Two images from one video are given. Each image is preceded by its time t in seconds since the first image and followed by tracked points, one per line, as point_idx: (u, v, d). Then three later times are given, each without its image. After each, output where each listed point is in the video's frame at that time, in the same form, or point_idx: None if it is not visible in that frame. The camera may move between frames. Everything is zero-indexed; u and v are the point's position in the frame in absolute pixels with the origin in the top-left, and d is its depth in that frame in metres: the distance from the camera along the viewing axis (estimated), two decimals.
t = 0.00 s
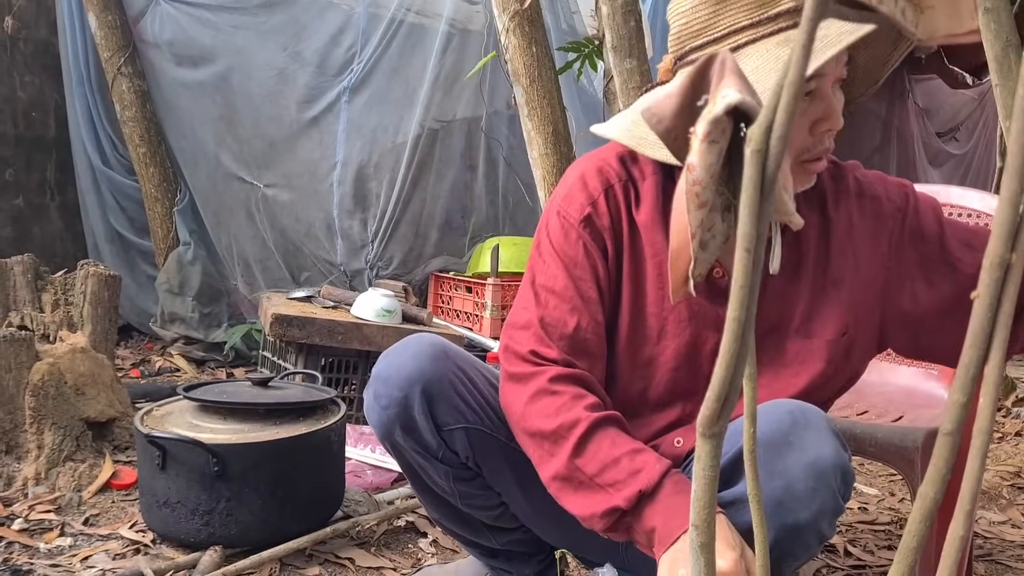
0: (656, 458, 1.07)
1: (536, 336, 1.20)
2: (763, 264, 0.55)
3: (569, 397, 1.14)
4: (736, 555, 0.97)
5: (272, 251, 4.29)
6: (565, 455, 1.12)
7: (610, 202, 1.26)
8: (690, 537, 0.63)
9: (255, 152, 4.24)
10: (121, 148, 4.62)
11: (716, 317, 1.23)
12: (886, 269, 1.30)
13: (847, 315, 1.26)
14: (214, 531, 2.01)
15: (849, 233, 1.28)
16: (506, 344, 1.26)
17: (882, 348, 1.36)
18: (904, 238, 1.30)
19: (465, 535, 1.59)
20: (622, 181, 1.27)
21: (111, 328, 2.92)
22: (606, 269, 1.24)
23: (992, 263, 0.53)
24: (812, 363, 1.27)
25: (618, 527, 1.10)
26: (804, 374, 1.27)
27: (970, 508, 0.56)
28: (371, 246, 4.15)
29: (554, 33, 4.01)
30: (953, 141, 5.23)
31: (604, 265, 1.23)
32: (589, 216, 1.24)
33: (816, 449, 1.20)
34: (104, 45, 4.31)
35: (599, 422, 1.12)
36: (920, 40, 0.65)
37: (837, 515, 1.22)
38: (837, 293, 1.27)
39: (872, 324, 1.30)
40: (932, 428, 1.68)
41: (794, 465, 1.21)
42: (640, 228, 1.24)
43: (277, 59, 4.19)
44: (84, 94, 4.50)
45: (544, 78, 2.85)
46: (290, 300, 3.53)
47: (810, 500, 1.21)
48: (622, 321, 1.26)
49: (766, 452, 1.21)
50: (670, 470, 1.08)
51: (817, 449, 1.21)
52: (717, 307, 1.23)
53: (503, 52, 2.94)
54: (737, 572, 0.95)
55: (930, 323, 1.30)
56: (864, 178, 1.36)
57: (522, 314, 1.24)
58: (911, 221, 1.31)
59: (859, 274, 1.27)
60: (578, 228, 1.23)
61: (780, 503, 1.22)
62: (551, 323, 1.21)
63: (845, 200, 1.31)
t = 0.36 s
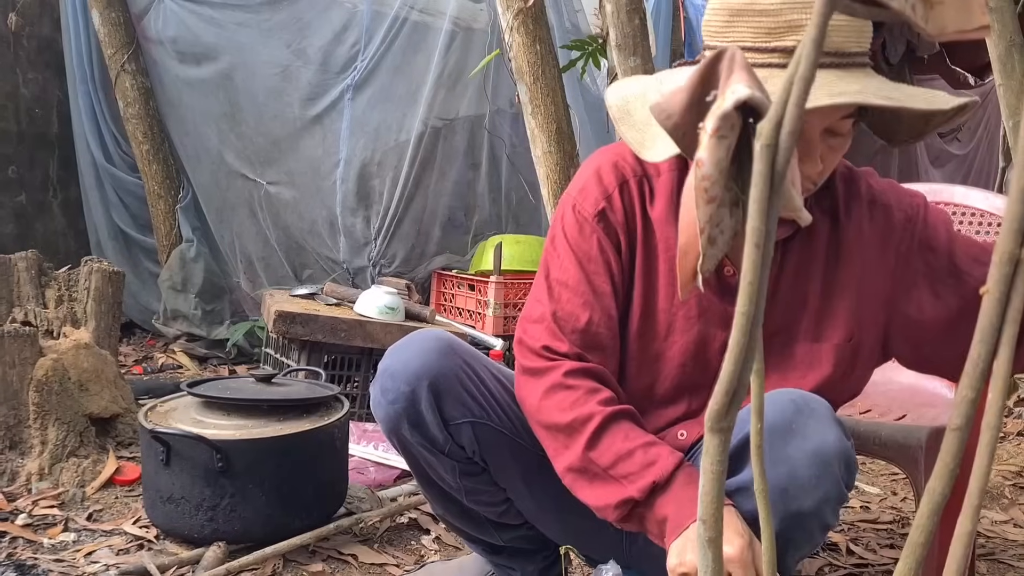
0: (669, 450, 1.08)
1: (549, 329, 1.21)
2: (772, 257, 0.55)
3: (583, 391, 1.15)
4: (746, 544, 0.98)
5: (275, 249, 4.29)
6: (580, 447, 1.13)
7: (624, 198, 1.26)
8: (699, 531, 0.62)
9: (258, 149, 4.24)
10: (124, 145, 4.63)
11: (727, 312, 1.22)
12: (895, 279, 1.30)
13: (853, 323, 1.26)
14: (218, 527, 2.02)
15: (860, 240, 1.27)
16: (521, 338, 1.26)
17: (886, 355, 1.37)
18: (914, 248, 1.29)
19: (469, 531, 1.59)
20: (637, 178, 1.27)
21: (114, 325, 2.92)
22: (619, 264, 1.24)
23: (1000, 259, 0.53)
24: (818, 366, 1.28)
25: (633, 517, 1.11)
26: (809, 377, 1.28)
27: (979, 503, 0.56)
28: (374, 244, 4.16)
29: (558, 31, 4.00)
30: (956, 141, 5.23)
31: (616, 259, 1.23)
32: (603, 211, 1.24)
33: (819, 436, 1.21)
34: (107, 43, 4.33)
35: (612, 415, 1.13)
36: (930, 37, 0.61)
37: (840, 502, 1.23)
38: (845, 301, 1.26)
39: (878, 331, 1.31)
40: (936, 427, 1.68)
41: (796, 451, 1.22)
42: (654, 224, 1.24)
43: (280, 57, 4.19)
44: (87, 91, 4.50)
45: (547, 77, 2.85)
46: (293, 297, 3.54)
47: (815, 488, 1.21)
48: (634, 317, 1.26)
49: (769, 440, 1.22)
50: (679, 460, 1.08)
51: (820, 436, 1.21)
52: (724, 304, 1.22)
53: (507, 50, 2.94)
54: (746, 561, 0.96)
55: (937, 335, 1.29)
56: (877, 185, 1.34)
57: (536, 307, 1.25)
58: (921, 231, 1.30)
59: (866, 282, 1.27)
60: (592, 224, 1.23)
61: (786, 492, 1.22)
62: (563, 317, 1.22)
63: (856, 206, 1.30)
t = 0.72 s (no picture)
0: (665, 454, 1.08)
1: (556, 331, 1.21)
2: (776, 258, 0.55)
3: (586, 393, 1.15)
4: (736, 544, 0.98)
5: (277, 248, 4.30)
6: (577, 448, 1.14)
7: (640, 201, 1.26)
8: (700, 532, 0.62)
9: (261, 149, 4.25)
10: (127, 145, 4.64)
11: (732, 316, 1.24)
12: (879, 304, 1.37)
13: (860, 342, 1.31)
14: (220, 526, 2.02)
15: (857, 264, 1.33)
16: (527, 338, 1.27)
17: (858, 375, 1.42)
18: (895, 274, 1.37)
19: (476, 536, 1.59)
20: (654, 181, 1.27)
21: (117, 324, 2.93)
22: (631, 266, 1.24)
23: (1004, 262, 0.53)
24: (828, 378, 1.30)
25: (623, 517, 1.11)
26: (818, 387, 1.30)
27: (981, 504, 0.56)
28: (376, 243, 4.16)
29: (560, 31, 3.99)
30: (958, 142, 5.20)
31: (628, 263, 1.24)
32: (617, 213, 1.24)
33: (824, 425, 1.20)
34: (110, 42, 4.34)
35: (613, 417, 1.13)
36: (934, 39, 0.60)
37: (845, 491, 1.22)
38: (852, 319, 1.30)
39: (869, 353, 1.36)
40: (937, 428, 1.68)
41: (801, 439, 1.22)
42: (669, 228, 1.25)
43: (282, 56, 4.19)
44: (90, 90, 4.51)
45: (550, 77, 2.84)
46: (295, 297, 3.54)
47: (819, 474, 1.21)
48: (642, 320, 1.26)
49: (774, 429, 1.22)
50: (675, 464, 1.08)
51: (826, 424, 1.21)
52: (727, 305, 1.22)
53: (510, 50, 2.94)
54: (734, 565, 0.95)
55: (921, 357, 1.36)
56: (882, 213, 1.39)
57: (543, 309, 1.25)
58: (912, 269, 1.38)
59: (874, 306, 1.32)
60: (606, 227, 1.23)
61: (790, 479, 1.22)
62: (570, 319, 1.22)
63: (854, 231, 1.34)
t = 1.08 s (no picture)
0: (667, 454, 1.08)
1: (556, 330, 1.21)
2: (777, 257, 0.55)
3: (587, 393, 1.15)
4: (739, 548, 0.97)
5: (278, 247, 4.29)
6: (578, 447, 1.13)
7: (638, 202, 1.26)
8: (700, 532, 0.62)
9: (261, 148, 4.24)
10: (127, 143, 4.64)
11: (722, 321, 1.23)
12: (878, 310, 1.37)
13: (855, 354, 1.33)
14: (220, 525, 2.02)
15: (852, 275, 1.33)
16: (528, 337, 1.27)
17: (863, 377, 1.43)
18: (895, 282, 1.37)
19: (475, 534, 1.58)
20: (652, 182, 1.27)
21: (117, 323, 2.93)
22: (630, 266, 1.24)
23: (1004, 262, 0.52)
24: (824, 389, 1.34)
25: (625, 517, 1.10)
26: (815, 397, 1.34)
27: (983, 504, 0.55)
28: (376, 242, 4.16)
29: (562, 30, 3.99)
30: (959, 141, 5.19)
31: (627, 262, 1.23)
32: (616, 213, 1.24)
33: (817, 423, 1.20)
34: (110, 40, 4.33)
35: (613, 418, 1.13)
36: (934, 38, 0.59)
37: (838, 489, 1.22)
38: (848, 330, 1.32)
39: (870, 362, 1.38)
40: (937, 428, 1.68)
41: (794, 438, 1.22)
42: (667, 229, 1.24)
43: (283, 55, 4.19)
44: (91, 88, 4.50)
45: (551, 75, 2.84)
46: (295, 296, 3.54)
47: (813, 472, 1.21)
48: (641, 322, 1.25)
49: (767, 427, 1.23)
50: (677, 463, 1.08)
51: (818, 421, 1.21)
52: (727, 304, 1.22)
53: (511, 49, 2.93)
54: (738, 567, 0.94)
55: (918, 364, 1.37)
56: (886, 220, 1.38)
57: (544, 307, 1.25)
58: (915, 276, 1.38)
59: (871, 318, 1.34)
60: (606, 227, 1.23)
61: (783, 478, 1.22)
62: (572, 318, 1.22)
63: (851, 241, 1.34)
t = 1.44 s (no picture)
0: (667, 456, 1.08)
1: (554, 335, 1.22)
2: (777, 258, 0.55)
3: (586, 397, 1.16)
4: (741, 551, 0.97)
5: (278, 247, 4.29)
6: (579, 452, 1.14)
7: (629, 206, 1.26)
8: (702, 531, 0.62)
9: (261, 147, 4.25)
10: (128, 143, 4.64)
11: (718, 323, 1.23)
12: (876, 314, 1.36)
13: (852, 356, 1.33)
14: (220, 524, 2.02)
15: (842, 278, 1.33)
16: (528, 340, 1.28)
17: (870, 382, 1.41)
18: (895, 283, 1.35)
19: (476, 534, 1.59)
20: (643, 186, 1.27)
21: (117, 322, 2.93)
22: (623, 269, 1.24)
23: (1006, 261, 0.52)
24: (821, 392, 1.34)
25: (627, 522, 1.10)
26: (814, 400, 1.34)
27: (983, 504, 0.56)
28: (376, 242, 4.16)
29: (562, 30, 3.99)
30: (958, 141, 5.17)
31: (620, 265, 1.24)
32: (606, 217, 1.25)
33: (816, 420, 1.20)
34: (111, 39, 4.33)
35: (613, 421, 1.13)
36: (936, 38, 0.59)
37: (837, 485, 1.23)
38: (841, 334, 1.32)
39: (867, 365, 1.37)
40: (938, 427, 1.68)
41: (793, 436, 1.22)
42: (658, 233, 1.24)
43: (283, 54, 4.19)
44: (91, 87, 4.50)
45: (552, 75, 2.84)
46: (296, 295, 3.54)
47: (811, 469, 1.22)
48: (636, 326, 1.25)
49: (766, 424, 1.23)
50: (677, 465, 1.08)
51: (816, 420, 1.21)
52: (727, 304, 1.22)
53: (512, 49, 2.93)
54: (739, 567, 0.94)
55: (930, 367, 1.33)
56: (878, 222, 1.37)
57: (543, 312, 1.26)
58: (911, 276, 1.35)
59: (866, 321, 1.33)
60: (597, 231, 1.24)
61: (782, 475, 1.22)
62: (569, 323, 1.22)
63: (840, 244, 1.33)
